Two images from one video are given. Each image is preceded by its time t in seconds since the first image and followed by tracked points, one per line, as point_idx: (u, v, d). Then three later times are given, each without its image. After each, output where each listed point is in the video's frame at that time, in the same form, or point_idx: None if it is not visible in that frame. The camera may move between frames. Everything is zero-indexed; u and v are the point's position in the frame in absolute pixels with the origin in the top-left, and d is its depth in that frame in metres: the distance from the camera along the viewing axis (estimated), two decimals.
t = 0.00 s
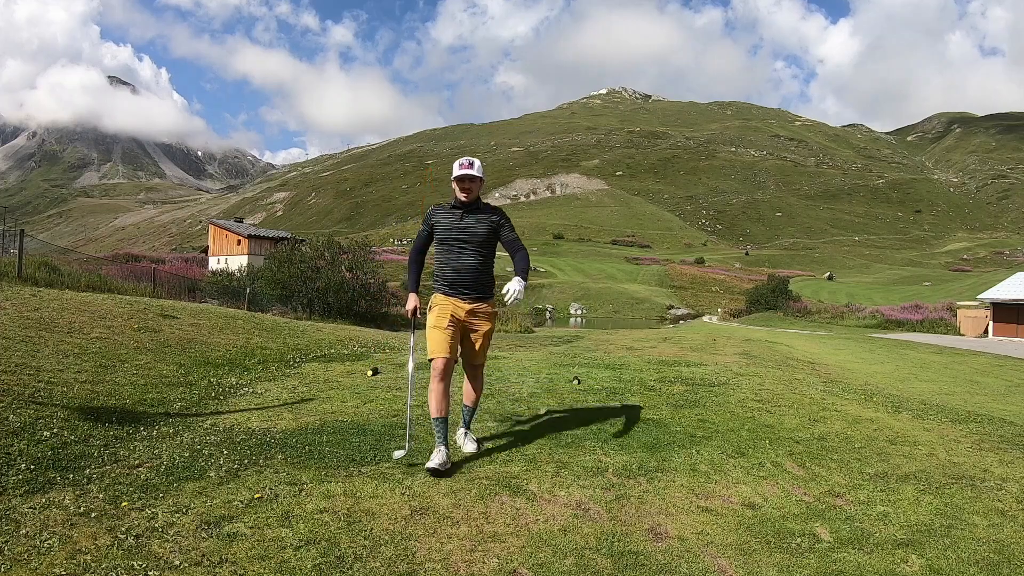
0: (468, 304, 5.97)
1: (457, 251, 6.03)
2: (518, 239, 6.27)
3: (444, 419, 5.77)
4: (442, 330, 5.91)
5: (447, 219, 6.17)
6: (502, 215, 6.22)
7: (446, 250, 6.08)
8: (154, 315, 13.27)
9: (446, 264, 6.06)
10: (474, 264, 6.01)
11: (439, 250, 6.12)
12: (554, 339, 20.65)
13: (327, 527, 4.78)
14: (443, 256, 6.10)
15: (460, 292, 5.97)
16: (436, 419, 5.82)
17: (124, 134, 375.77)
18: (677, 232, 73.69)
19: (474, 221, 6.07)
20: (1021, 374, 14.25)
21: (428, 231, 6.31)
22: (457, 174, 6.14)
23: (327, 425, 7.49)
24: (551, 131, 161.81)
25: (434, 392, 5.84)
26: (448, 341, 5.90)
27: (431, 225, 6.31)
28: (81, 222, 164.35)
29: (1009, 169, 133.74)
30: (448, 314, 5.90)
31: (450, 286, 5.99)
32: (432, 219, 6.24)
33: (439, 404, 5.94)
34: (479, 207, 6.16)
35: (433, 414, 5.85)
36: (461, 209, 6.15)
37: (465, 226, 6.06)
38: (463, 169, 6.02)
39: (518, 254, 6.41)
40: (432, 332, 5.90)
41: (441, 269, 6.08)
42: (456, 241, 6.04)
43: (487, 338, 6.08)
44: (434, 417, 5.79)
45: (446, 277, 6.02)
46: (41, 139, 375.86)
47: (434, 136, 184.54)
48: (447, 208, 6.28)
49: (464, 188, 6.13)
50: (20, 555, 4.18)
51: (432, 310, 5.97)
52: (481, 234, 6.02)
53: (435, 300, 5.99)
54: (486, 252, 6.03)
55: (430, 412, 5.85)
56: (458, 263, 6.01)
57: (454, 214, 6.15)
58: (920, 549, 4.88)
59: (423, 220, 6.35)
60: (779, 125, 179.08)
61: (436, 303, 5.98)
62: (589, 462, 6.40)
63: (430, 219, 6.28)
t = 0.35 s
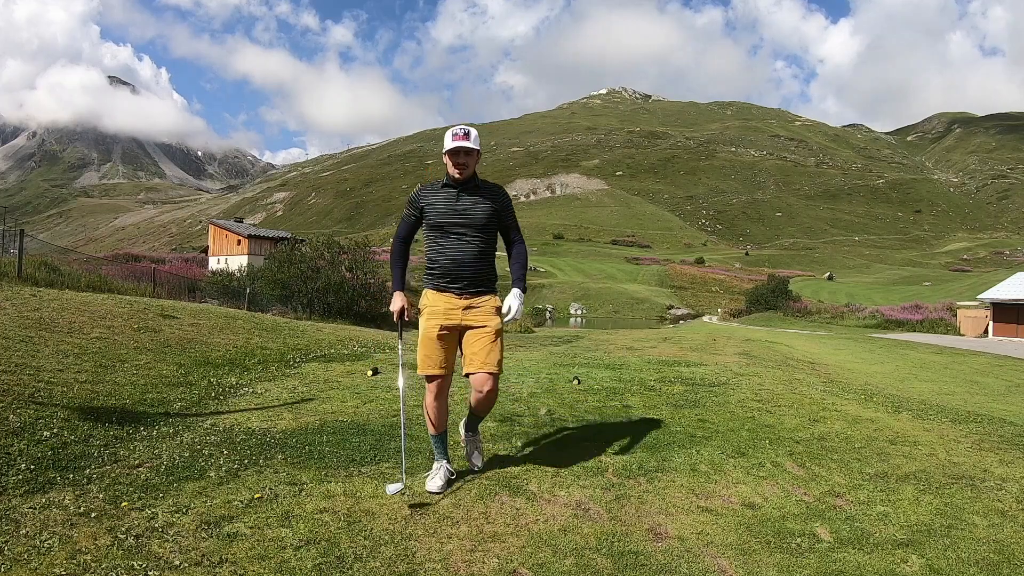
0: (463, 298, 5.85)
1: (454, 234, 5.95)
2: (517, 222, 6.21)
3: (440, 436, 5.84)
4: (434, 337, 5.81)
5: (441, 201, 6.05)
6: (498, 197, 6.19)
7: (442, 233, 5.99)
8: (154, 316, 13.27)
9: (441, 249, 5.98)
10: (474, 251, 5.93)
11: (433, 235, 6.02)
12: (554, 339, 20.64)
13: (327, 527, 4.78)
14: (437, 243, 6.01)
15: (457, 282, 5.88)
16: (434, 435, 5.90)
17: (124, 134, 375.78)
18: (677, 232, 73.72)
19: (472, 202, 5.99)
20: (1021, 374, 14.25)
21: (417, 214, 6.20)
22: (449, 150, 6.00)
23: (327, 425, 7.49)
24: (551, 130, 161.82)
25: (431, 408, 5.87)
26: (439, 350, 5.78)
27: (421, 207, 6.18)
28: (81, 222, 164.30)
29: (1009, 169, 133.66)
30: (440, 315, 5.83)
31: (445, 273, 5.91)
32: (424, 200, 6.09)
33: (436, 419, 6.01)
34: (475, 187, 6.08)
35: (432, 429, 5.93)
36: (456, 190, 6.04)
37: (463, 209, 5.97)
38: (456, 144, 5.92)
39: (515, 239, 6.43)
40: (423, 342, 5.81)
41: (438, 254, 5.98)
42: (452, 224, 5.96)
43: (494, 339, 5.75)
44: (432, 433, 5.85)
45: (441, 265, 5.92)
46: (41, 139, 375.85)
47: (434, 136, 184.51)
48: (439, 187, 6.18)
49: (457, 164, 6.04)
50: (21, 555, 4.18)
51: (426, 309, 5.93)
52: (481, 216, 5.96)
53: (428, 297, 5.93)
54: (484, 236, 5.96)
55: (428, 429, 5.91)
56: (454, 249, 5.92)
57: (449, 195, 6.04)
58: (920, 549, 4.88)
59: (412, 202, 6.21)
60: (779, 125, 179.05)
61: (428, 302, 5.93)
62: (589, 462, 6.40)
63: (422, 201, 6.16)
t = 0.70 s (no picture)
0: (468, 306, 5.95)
1: (456, 251, 5.99)
2: (520, 238, 6.19)
3: (443, 424, 5.72)
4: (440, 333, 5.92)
5: (447, 219, 6.13)
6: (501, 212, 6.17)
7: (445, 250, 6.05)
8: (154, 315, 13.26)
9: (445, 265, 6.04)
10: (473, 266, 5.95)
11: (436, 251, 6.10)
12: (554, 339, 20.63)
13: (327, 527, 4.78)
14: (441, 259, 6.08)
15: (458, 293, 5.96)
16: (435, 423, 5.77)
17: (124, 134, 375.76)
18: (677, 232, 73.67)
19: (475, 220, 6.03)
20: (1021, 374, 14.24)
21: (426, 231, 6.29)
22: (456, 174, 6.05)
23: (327, 425, 7.49)
24: (551, 130, 161.84)
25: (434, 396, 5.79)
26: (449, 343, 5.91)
27: (430, 225, 6.27)
28: (80, 222, 164.15)
29: (1009, 169, 133.57)
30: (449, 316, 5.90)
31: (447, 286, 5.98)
32: (431, 220, 6.19)
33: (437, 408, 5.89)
34: (479, 206, 6.13)
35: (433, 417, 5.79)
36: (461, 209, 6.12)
37: (465, 226, 6.02)
38: (462, 168, 5.98)
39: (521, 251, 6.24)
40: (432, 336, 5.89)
41: (440, 270, 6.05)
42: (454, 242, 6.02)
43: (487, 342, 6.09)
44: (434, 421, 5.74)
45: (443, 279, 6.01)
46: (41, 139, 375.82)
47: (434, 136, 184.42)
48: (446, 206, 6.26)
49: (464, 187, 6.08)
50: (21, 555, 4.18)
51: (432, 313, 5.96)
52: (481, 233, 5.98)
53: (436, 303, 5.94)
54: (484, 252, 5.98)
55: (429, 416, 5.80)
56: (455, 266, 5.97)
57: (452, 215, 6.12)
58: (920, 549, 4.87)
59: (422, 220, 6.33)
60: (779, 125, 178.97)
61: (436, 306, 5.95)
62: (589, 462, 6.40)
63: (429, 219, 6.26)
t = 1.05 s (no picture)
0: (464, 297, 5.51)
1: (457, 232, 5.54)
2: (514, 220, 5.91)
3: (440, 436, 5.71)
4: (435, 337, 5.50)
5: (443, 194, 5.63)
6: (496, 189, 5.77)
7: (443, 230, 5.57)
8: (154, 316, 13.26)
9: (442, 248, 5.57)
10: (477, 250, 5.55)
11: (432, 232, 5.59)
12: (554, 339, 20.64)
13: (327, 527, 4.78)
14: (435, 241, 5.60)
15: (459, 280, 5.51)
16: (435, 435, 5.76)
17: (124, 134, 375.78)
18: (677, 232, 73.65)
19: (477, 195, 5.61)
20: (1021, 374, 14.25)
21: (414, 207, 5.75)
22: (449, 142, 5.61)
23: (327, 425, 7.49)
24: (552, 130, 161.87)
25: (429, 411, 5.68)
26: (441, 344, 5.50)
27: (418, 201, 5.75)
28: (81, 222, 164.17)
29: (1010, 168, 133.48)
30: (442, 315, 5.48)
31: (444, 273, 5.53)
32: (422, 194, 5.63)
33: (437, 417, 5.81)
34: (478, 179, 5.72)
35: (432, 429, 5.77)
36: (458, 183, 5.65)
37: (467, 202, 5.57)
38: (458, 136, 5.53)
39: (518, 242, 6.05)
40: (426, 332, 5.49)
41: (439, 254, 5.57)
42: (453, 220, 5.55)
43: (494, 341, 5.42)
44: (433, 433, 5.75)
45: (441, 263, 5.54)
46: (41, 139, 375.85)
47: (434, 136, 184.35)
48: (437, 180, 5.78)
49: (458, 157, 5.66)
50: (20, 555, 4.17)
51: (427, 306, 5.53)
52: (485, 212, 5.57)
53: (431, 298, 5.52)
54: (488, 232, 5.57)
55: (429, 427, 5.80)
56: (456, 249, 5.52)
57: (449, 190, 5.62)
58: (920, 549, 4.88)
59: (407, 196, 5.76)
60: (779, 125, 178.87)
61: (427, 302, 5.55)
62: (589, 462, 6.40)
63: (418, 195, 5.73)
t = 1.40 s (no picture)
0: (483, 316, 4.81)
1: (481, 235, 4.79)
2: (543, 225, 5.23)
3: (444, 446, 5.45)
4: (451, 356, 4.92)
5: (468, 187, 4.88)
6: (531, 192, 5.04)
7: (468, 230, 4.82)
8: (154, 315, 13.25)
9: (462, 251, 4.82)
10: (507, 260, 4.81)
11: (454, 231, 4.84)
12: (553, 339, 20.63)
13: (327, 527, 4.78)
14: (456, 242, 4.86)
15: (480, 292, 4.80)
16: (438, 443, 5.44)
17: (124, 134, 375.77)
18: (677, 232, 73.65)
19: (510, 192, 4.88)
20: (1021, 374, 14.25)
21: (433, 200, 5.00)
22: (480, 124, 4.86)
23: (327, 425, 7.48)
24: (552, 130, 161.91)
25: (431, 422, 5.33)
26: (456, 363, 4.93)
27: (439, 193, 5.01)
28: (80, 222, 164.14)
29: (1010, 168, 133.36)
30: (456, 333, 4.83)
31: (463, 282, 4.80)
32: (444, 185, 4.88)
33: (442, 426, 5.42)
34: (512, 174, 4.97)
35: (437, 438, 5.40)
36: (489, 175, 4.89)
37: (498, 199, 4.82)
38: (490, 120, 4.77)
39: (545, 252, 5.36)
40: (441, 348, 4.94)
41: (462, 260, 4.80)
42: (481, 220, 4.79)
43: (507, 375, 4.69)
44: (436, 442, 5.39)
45: (460, 269, 4.80)
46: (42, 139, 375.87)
47: (434, 136, 184.30)
48: (461, 169, 5.03)
49: (490, 143, 4.89)
50: (20, 555, 4.17)
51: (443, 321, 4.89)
52: (517, 214, 4.84)
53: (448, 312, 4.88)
54: (517, 240, 4.84)
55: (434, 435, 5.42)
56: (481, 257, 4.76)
57: (478, 184, 4.87)
58: (921, 549, 4.87)
59: (426, 186, 4.99)
60: (779, 125, 178.73)
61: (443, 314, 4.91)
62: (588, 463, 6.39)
63: (443, 184, 4.96)
